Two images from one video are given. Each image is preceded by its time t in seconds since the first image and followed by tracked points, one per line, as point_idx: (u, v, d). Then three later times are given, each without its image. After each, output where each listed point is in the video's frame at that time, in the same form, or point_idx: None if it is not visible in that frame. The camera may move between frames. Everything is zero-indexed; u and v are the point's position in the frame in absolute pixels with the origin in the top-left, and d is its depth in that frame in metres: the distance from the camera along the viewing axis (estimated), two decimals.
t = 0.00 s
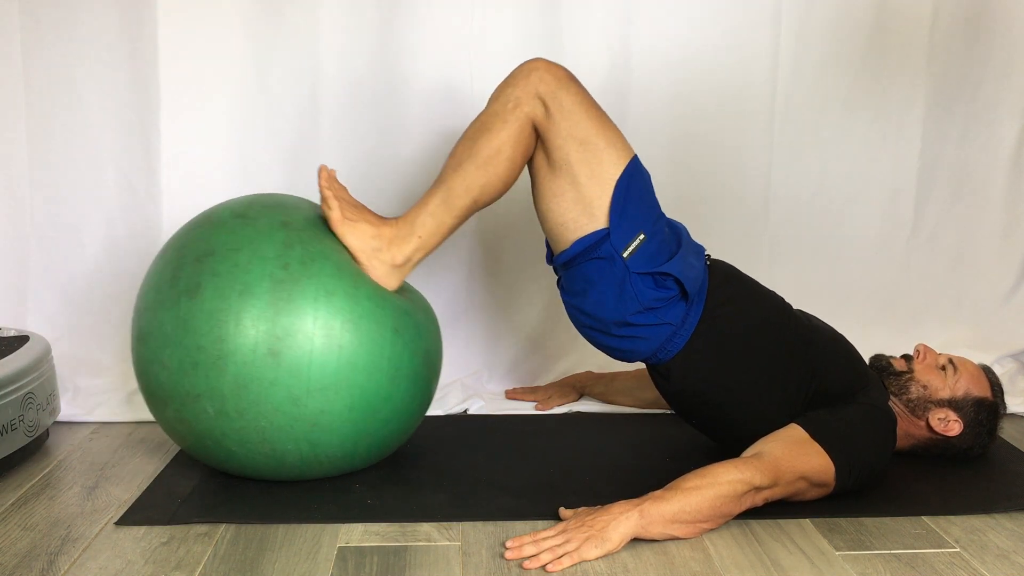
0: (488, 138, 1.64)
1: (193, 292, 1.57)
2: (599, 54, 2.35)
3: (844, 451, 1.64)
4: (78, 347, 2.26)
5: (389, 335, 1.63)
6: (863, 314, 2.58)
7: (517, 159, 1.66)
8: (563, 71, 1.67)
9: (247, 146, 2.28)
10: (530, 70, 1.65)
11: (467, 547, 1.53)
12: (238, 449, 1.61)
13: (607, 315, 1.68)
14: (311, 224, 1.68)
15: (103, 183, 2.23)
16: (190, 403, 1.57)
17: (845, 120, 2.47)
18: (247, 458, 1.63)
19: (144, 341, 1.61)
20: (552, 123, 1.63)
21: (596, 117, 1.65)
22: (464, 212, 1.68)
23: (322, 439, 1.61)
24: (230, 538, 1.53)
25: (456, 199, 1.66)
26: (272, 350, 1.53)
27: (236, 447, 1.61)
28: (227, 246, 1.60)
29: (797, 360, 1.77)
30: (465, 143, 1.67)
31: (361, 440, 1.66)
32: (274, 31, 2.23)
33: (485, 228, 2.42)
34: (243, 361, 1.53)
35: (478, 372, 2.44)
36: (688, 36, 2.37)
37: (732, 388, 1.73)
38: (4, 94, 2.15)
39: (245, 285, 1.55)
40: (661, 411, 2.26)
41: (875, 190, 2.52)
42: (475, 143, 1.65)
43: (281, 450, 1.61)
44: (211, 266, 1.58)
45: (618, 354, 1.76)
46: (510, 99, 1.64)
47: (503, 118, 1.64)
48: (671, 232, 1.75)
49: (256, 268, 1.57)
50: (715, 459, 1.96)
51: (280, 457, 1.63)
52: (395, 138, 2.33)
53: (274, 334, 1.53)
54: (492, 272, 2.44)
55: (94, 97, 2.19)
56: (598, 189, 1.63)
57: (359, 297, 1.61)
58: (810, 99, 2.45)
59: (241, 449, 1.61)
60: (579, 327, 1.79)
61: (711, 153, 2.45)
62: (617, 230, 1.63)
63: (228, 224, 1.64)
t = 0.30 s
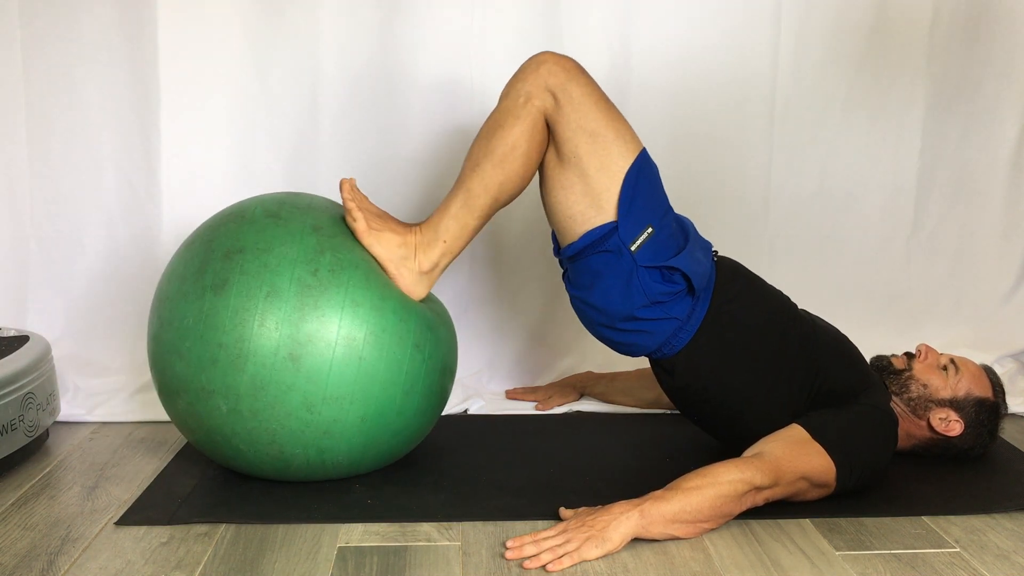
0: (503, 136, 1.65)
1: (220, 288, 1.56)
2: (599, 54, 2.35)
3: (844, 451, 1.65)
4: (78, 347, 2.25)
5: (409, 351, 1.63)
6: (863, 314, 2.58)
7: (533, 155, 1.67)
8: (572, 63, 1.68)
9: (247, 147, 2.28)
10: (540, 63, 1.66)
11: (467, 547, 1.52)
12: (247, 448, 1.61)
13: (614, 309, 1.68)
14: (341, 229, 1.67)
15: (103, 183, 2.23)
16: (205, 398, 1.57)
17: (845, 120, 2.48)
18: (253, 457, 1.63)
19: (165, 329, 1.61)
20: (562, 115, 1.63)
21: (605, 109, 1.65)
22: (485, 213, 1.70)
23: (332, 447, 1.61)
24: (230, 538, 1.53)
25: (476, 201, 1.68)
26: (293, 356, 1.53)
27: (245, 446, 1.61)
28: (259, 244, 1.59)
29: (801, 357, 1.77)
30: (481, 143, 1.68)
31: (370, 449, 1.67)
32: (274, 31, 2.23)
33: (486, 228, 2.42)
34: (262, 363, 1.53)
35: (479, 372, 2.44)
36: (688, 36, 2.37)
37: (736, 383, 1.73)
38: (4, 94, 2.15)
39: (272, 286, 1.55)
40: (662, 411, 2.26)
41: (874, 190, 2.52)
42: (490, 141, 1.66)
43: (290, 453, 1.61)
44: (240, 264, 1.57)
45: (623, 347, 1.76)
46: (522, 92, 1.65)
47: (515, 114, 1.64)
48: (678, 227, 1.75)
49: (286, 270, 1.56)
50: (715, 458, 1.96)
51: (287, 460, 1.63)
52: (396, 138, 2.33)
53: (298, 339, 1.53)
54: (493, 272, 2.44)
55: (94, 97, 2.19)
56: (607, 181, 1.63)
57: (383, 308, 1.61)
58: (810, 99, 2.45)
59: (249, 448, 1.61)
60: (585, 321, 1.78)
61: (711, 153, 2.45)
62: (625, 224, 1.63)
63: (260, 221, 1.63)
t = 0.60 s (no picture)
0: (503, 137, 1.65)
1: (219, 290, 1.56)
2: (599, 54, 2.35)
3: (845, 451, 1.65)
4: (78, 347, 2.25)
5: (408, 354, 1.63)
6: (863, 314, 2.58)
7: (533, 157, 1.67)
8: (571, 64, 1.68)
9: (247, 147, 2.28)
10: (538, 64, 1.66)
11: (467, 547, 1.52)
12: (246, 451, 1.61)
13: (614, 310, 1.68)
14: (341, 233, 1.66)
15: (103, 183, 2.23)
16: (204, 401, 1.57)
17: (845, 120, 2.48)
18: (253, 460, 1.64)
19: (164, 332, 1.61)
20: (562, 115, 1.63)
21: (604, 109, 1.65)
22: (485, 214, 1.70)
23: (332, 449, 1.61)
24: (230, 538, 1.53)
25: (476, 202, 1.68)
26: (292, 359, 1.53)
27: (245, 449, 1.61)
28: (257, 247, 1.59)
29: (801, 358, 1.77)
30: (480, 145, 1.68)
31: (370, 452, 1.67)
32: (274, 32, 2.23)
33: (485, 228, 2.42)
34: (261, 366, 1.53)
35: (479, 372, 2.44)
36: (688, 36, 2.37)
37: (736, 384, 1.73)
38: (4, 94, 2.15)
39: (271, 289, 1.55)
40: (662, 411, 2.26)
41: (874, 190, 2.53)
42: (489, 143, 1.66)
43: (289, 456, 1.61)
44: (239, 266, 1.57)
45: (624, 349, 1.76)
46: (521, 94, 1.65)
47: (514, 115, 1.65)
48: (678, 228, 1.75)
49: (285, 273, 1.56)
50: (715, 458, 1.96)
51: (286, 462, 1.63)
52: (396, 138, 2.33)
53: (297, 342, 1.53)
54: (492, 272, 2.44)
55: (94, 97, 2.19)
56: (607, 182, 1.63)
57: (382, 311, 1.61)
58: (810, 99, 2.45)
59: (249, 451, 1.61)
60: (585, 322, 1.78)
61: (711, 153, 2.45)
62: (625, 225, 1.63)
63: (260, 223, 1.63)
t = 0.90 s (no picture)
0: (501, 137, 1.65)
1: (213, 292, 1.56)
2: (599, 55, 2.35)
3: (845, 451, 1.65)
4: (78, 347, 2.25)
5: (404, 351, 1.63)
6: (863, 314, 2.58)
7: (531, 156, 1.67)
8: (572, 65, 1.68)
9: (247, 147, 2.28)
10: (539, 65, 1.66)
11: (467, 547, 1.52)
12: (244, 453, 1.61)
13: (615, 311, 1.67)
14: (333, 230, 1.67)
15: (103, 183, 2.23)
16: (200, 404, 1.57)
17: (845, 120, 2.48)
18: (251, 462, 1.64)
19: (159, 335, 1.61)
20: (562, 117, 1.63)
21: (604, 111, 1.65)
22: (482, 212, 1.70)
23: (330, 449, 1.62)
24: (230, 538, 1.53)
25: (473, 202, 1.68)
26: (287, 359, 1.53)
27: (242, 450, 1.61)
28: (250, 248, 1.59)
29: (802, 358, 1.77)
30: (478, 143, 1.68)
31: (368, 451, 1.67)
32: (274, 32, 2.23)
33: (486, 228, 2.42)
34: (256, 367, 1.53)
35: (479, 372, 2.44)
36: (688, 36, 2.37)
37: (737, 384, 1.73)
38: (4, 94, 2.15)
39: (265, 290, 1.55)
40: (662, 411, 2.26)
41: (874, 190, 2.53)
42: (488, 142, 1.66)
43: (287, 457, 1.61)
44: (232, 268, 1.57)
45: (624, 350, 1.76)
46: (520, 95, 1.65)
47: (513, 115, 1.64)
48: (679, 229, 1.75)
49: (278, 274, 1.56)
50: (715, 458, 1.96)
51: (285, 463, 1.63)
52: (396, 138, 2.33)
53: (291, 343, 1.53)
54: (493, 272, 2.44)
55: (94, 97, 2.19)
56: (607, 184, 1.63)
57: (376, 309, 1.61)
58: (810, 99, 2.45)
59: (247, 452, 1.61)
60: (585, 323, 1.78)
61: (711, 153, 2.45)
62: (626, 226, 1.63)
63: (252, 224, 1.63)
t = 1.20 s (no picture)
0: (476, 142, 1.61)
1: (164, 308, 1.56)
2: (599, 55, 2.35)
3: (845, 451, 1.65)
4: (78, 347, 2.25)
5: (367, 327, 1.62)
6: (863, 314, 2.58)
7: (503, 164, 1.63)
8: (557, 77, 1.64)
9: (247, 147, 2.28)
10: (524, 76, 1.62)
11: (467, 547, 1.52)
12: (229, 458, 1.62)
13: (612, 318, 1.68)
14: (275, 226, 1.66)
15: (104, 183, 2.23)
16: (175, 418, 1.58)
17: (846, 120, 2.47)
18: (242, 465, 1.64)
19: (122, 360, 1.61)
20: (546, 130, 1.61)
21: (592, 122, 1.64)
22: (444, 213, 1.65)
23: (312, 438, 1.61)
24: (230, 538, 1.53)
25: (437, 200, 1.62)
26: (250, 356, 1.53)
27: (227, 456, 1.62)
28: (194, 258, 1.59)
29: (801, 360, 1.77)
30: (451, 144, 1.63)
31: (353, 436, 1.67)
32: (274, 31, 2.23)
33: (486, 229, 2.42)
34: (223, 371, 1.53)
35: (479, 373, 2.44)
36: (688, 36, 2.37)
37: (737, 387, 1.73)
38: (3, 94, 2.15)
39: (215, 294, 1.55)
40: (662, 411, 2.26)
41: (874, 190, 2.52)
42: (462, 144, 1.61)
43: (273, 454, 1.61)
44: (180, 281, 1.57)
45: (625, 356, 1.76)
46: (502, 105, 1.61)
47: (493, 123, 1.60)
48: (675, 233, 1.75)
49: (224, 277, 1.56)
50: (715, 458, 1.96)
51: (274, 460, 1.63)
52: (395, 138, 2.33)
53: (250, 340, 1.53)
54: (493, 273, 2.44)
55: (94, 97, 2.19)
56: (598, 193, 1.63)
57: (330, 292, 1.60)
58: (810, 99, 2.45)
59: (233, 456, 1.62)
60: (584, 331, 1.78)
61: (711, 153, 2.45)
62: (619, 234, 1.63)
63: (190, 236, 1.63)
